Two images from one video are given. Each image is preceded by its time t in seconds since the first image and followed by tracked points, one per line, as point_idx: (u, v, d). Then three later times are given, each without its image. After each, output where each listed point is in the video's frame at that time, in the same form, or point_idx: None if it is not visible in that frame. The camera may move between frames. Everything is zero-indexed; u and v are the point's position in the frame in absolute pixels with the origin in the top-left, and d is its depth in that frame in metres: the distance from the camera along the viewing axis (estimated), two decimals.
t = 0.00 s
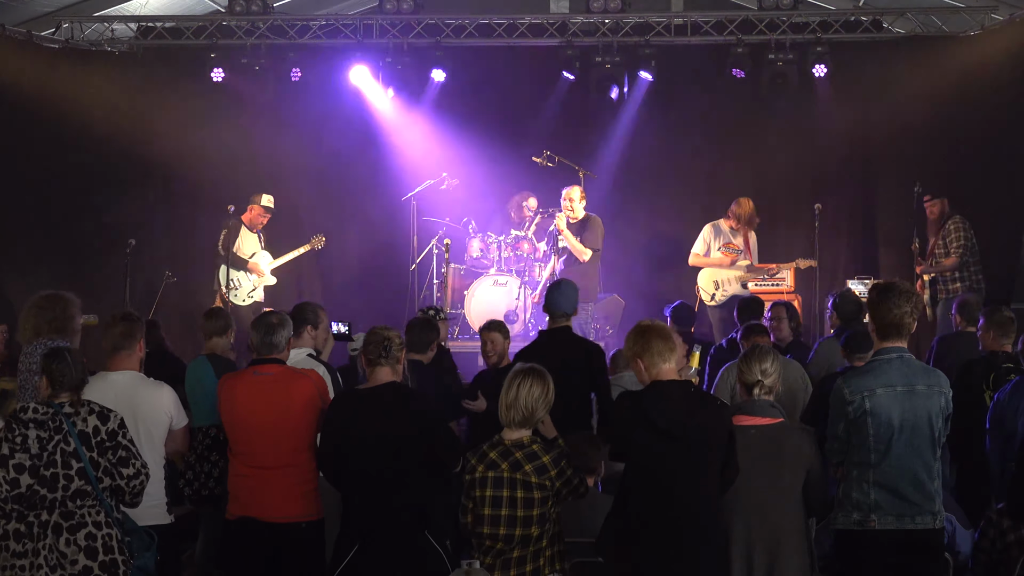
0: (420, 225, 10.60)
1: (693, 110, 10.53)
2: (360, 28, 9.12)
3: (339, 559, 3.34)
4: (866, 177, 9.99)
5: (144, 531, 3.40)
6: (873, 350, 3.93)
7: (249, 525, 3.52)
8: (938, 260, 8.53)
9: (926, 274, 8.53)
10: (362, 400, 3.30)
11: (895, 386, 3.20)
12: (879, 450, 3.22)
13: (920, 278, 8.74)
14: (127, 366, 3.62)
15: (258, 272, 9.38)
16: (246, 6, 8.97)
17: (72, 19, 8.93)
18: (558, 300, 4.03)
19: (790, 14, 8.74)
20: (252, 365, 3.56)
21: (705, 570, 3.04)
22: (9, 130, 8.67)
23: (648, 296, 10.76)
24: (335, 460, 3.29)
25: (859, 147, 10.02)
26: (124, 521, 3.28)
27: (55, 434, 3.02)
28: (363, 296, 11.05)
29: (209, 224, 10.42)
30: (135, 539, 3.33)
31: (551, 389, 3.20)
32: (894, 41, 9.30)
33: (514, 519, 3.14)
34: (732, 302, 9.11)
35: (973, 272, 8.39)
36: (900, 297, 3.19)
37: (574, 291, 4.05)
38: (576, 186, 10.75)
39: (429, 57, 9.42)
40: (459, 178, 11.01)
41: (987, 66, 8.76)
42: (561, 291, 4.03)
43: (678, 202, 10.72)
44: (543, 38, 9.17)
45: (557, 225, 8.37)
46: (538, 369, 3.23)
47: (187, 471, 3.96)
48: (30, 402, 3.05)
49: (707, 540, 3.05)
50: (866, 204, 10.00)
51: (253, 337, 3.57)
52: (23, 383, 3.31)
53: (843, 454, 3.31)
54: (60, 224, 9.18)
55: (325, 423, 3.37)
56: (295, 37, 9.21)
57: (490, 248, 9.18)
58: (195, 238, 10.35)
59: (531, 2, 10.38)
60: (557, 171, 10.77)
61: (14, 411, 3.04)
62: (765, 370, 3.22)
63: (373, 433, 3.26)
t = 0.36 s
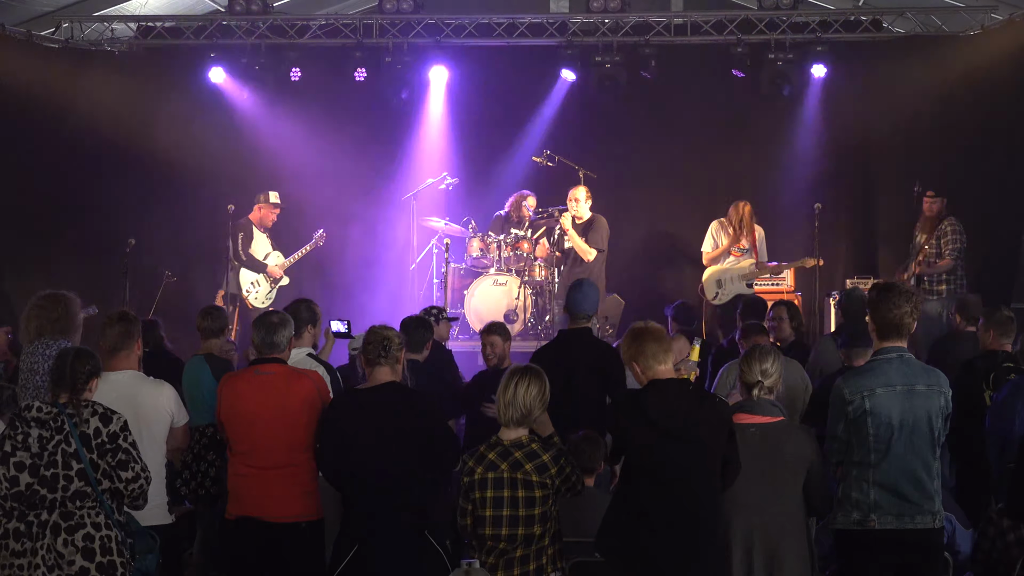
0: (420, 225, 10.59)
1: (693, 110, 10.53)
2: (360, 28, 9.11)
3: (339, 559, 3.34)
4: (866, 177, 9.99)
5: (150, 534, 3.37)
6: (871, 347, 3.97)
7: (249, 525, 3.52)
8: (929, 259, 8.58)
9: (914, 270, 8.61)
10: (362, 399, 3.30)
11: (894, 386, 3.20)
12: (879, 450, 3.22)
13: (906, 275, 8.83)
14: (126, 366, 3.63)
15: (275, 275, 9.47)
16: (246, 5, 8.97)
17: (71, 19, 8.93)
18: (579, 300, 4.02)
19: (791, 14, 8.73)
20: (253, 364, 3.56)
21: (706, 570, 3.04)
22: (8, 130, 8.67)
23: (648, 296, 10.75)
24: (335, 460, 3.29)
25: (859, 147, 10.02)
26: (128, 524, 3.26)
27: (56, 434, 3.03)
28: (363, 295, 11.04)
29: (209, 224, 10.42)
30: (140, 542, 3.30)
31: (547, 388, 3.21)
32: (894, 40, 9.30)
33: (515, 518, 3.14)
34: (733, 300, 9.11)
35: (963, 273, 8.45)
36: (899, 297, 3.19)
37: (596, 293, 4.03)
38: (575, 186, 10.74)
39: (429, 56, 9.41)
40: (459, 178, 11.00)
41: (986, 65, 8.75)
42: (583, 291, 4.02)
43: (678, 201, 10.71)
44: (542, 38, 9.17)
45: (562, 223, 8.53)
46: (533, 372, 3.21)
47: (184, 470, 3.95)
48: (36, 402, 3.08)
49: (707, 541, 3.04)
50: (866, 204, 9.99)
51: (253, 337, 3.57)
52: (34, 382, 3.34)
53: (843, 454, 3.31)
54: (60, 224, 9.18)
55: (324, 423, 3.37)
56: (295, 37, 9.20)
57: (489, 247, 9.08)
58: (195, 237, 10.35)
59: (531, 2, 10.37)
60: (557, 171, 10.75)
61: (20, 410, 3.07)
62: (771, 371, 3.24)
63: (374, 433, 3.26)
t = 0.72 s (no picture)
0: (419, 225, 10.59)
1: (693, 110, 10.53)
2: (360, 28, 9.12)
3: (339, 558, 3.34)
4: (866, 177, 9.99)
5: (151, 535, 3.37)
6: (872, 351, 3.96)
7: (249, 525, 3.52)
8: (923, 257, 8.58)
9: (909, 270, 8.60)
10: (362, 399, 3.30)
11: (894, 386, 3.20)
12: (878, 450, 3.22)
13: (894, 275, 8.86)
14: (125, 366, 3.64)
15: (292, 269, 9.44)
16: (246, 6, 9.00)
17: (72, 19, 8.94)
18: (575, 304, 4.02)
19: (790, 14, 8.74)
20: (253, 364, 3.56)
21: (705, 570, 3.04)
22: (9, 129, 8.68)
23: (647, 296, 10.75)
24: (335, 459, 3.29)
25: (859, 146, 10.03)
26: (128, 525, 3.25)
27: (56, 435, 3.03)
28: (364, 293, 11.05)
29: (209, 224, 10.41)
30: (141, 544, 3.29)
31: (546, 388, 3.20)
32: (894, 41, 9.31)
33: (514, 518, 3.14)
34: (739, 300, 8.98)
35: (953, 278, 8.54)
36: (899, 297, 3.20)
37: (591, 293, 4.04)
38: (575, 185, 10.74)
39: (429, 56, 9.42)
40: (459, 178, 11.01)
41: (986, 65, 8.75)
42: (578, 294, 4.02)
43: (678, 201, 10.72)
44: (543, 38, 9.18)
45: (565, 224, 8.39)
46: (532, 372, 3.21)
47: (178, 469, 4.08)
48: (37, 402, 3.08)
49: (707, 540, 3.04)
50: (866, 204, 9.99)
51: (254, 337, 3.58)
52: (34, 382, 3.33)
53: (842, 454, 3.31)
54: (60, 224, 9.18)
55: (325, 422, 3.37)
56: (294, 36, 9.22)
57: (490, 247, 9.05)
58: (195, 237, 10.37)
59: (531, 2, 10.37)
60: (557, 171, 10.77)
61: (21, 410, 3.07)
62: (767, 370, 3.22)
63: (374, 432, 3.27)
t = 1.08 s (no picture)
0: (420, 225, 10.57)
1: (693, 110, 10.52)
2: (360, 28, 9.13)
3: (339, 558, 3.34)
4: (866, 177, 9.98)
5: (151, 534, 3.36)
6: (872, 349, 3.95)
7: (249, 525, 3.52)
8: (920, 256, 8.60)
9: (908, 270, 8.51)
10: (361, 399, 3.30)
11: (893, 386, 3.20)
12: (878, 450, 3.21)
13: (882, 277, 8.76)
14: (123, 366, 3.64)
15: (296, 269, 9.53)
16: (246, 6, 8.99)
17: (71, 19, 8.94)
18: (556, 301, 4.07)
19: (791, 14, 8.73)
20: (252, 364, 3.56)
21: (704, 569, 3.04)
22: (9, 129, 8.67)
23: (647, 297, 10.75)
24: (335, 459, 3.29)
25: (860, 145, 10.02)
26: (129, 524, 3.25)
27: (54, 436, 3.03)
28: (364, 293, 11.03)
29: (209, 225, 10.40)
30: (141, 544, 3.29)
31: (546, 388, 3.21)
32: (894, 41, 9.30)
33: (514, 518, 3.14)
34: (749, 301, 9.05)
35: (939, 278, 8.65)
36: (900, 297, 3.18)
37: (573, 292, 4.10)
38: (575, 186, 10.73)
39: (429, 56, 9.40)
40: (459, 178, 11.01)
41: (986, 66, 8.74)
42: (558, 292, 4.07)
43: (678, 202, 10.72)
44: (543, 38, 9.19)
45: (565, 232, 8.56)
46: (531, 373, 3.21)
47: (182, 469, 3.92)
48: (37, 402, 3.08)
49: (707, 540, 3.05)
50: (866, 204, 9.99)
51: (253, 337, 3.58)
52: (32, 382, 3.33)
53: (842, 454, 3.31)
54: (60, 223, 9.20)
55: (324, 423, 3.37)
56: (294, 36, 9.22)
57: (489, 247, 9.11)
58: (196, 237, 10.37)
59: (531, 2, 10.38)
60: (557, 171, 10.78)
61: (20, 411, 3.07)
62: (765, 365, 3.25)
63: (373, 431, 3.26)
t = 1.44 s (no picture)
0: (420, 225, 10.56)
1: (694, 111, 10.51)
2: (360, 28, 9.12)
3: (339, 558, 3.34)
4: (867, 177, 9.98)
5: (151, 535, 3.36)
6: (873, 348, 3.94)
7: (249, 525, 3.52)
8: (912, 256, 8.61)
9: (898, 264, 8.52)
10: (362, 398, 3.30)
11: (895, 386, 3.19)
12: (880, 450, 3.21)
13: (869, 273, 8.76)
14: (123, 365, 3.63)
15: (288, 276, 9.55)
16: (246, 6, 9.00)
17: (71, 19, 8.95)
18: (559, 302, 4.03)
19: (791, 14, 8.72)
20: (252, 364, 3.55)
21: (704, 569, 3.04)
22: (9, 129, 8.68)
23: (647, 297, 10.75)
24: (335, 459, 3.29)
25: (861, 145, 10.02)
26: (128, 525, 3.25)
27: (53, 436, 3.03)
28: (363, 293, 11.02)
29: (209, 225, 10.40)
30: (140, 544, 3.29)
31: (548, 387, 3.20)
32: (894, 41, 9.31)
33: (516, 518, 3.13)
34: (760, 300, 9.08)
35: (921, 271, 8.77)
36: (895, 296, 3.22)
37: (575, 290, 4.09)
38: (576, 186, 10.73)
39: (429, 57, 9.39)
40: (460, 178, 11.01)
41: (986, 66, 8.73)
42: (562, 293, 4.04)
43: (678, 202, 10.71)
44: (543, 38, 9.18)
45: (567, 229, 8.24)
46: (534, 372, 3.21)
47: (193, 467, 3.84)
48: (35, 402, 3.08)
49: (707, 541, 3.05)
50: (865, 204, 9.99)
51: (252, 336, 3.57)
52: (31, 382, 3.34)
53: (843, 454, 3.30)
54: (60, 223, 9.20)
55: (325, 422, 3.36)
56: (294, 36, 9.22)
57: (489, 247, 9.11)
58: (196, 237, 10.36)
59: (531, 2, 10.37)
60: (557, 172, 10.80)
61: (19, 411, 3.07)
62: (778, 364, 3.19)
63: (373, 431, 3.26)
